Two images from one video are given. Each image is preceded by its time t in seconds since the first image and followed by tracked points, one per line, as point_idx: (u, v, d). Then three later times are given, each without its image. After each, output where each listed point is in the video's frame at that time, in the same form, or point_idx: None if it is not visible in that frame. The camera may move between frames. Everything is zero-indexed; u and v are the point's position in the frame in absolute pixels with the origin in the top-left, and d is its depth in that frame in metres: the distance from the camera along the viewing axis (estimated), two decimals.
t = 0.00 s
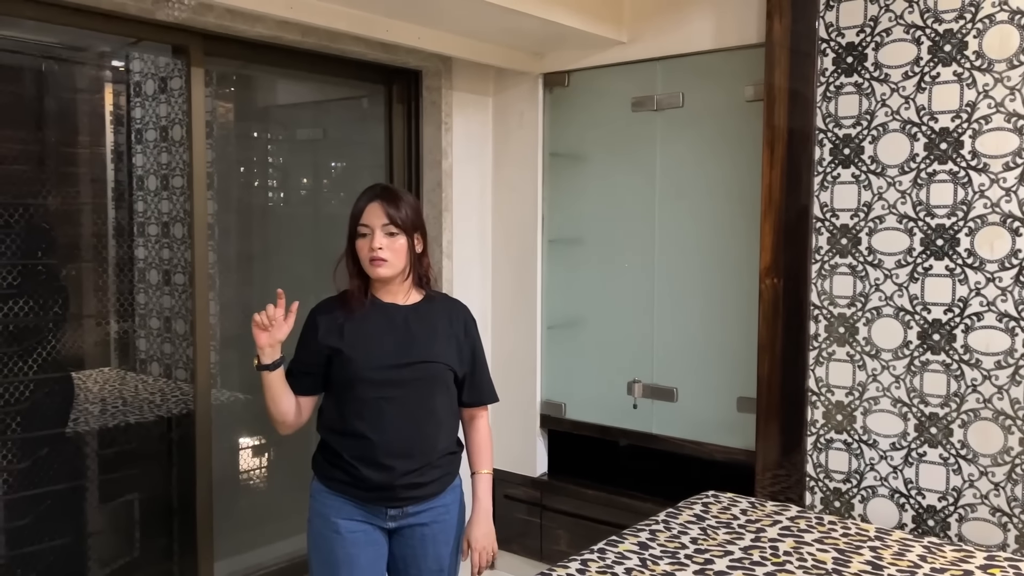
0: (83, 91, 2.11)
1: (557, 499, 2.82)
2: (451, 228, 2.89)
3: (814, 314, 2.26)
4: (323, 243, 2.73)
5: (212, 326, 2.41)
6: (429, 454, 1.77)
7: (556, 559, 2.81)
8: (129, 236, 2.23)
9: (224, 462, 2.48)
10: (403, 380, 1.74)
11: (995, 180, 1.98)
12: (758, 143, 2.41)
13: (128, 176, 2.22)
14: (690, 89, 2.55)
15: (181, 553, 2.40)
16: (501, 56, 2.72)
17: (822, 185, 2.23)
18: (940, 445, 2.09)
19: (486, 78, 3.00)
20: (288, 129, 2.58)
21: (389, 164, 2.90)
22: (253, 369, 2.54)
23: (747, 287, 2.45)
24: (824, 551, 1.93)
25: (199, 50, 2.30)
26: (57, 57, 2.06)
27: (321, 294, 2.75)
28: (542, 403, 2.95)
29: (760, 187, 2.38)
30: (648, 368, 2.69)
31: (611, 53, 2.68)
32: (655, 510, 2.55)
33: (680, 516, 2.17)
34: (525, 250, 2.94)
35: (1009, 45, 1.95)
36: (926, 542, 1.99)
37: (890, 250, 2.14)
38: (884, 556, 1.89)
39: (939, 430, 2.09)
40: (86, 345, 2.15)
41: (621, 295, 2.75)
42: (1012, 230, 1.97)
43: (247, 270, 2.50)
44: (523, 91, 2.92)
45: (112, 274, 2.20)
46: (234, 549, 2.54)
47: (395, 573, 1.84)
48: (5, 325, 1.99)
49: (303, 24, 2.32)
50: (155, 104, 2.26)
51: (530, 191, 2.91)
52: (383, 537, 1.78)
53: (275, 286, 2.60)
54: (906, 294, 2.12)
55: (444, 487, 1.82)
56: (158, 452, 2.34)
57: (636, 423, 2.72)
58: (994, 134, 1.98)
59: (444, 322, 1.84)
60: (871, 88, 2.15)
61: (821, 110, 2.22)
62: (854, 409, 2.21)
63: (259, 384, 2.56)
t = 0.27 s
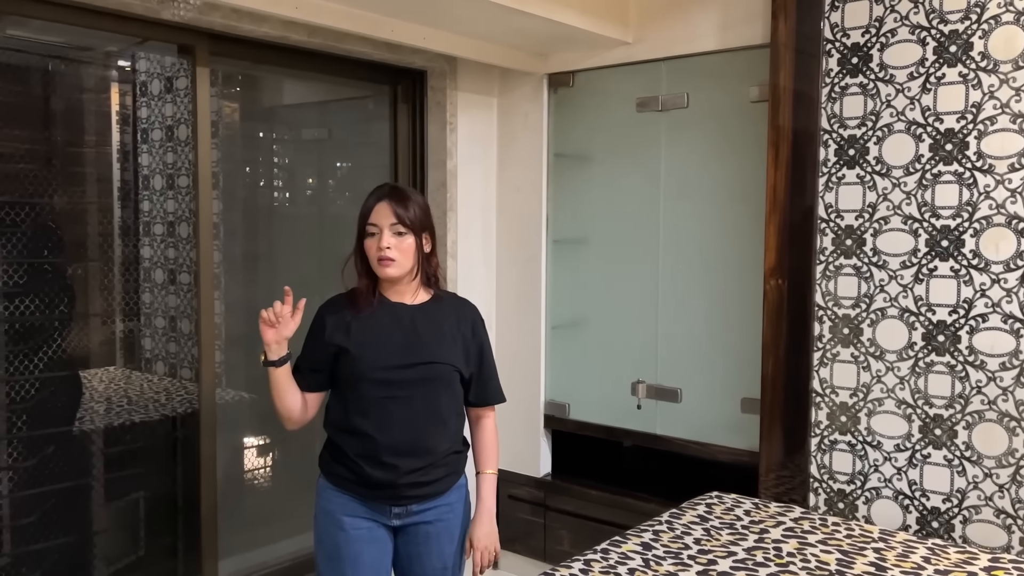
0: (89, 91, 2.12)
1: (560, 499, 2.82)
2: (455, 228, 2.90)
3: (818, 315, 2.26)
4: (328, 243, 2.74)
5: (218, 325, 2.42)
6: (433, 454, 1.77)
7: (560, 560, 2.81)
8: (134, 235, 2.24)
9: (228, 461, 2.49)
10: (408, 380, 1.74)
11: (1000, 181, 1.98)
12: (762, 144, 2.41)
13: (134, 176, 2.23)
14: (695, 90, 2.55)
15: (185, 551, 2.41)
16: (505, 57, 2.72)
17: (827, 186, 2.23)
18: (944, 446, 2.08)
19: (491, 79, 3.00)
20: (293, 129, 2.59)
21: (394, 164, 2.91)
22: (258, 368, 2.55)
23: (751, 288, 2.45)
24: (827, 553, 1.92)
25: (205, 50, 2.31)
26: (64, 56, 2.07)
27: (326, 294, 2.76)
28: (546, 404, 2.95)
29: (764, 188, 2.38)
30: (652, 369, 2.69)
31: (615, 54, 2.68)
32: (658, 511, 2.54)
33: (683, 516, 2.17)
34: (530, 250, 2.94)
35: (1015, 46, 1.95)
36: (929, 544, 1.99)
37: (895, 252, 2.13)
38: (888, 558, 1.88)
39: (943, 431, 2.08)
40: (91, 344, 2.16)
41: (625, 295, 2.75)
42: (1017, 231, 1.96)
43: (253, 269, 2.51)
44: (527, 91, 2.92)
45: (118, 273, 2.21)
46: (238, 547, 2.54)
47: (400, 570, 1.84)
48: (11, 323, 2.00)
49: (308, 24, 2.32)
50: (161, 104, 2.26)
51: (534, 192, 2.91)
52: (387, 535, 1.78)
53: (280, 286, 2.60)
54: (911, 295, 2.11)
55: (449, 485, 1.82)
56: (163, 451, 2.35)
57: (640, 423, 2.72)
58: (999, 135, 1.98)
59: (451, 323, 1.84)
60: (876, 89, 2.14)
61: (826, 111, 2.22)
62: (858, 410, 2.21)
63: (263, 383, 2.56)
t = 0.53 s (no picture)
0: (94, 91, 2.13)
1: (562, 500, 2.82)
2: (459, 228, 2.90)
3: (821, 317, 2.26)
4: (331, 244, 2.74)
5: (221, 325, 2.42)
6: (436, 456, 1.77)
7: (562, 560, 2.81)
8: (138, 235, 2.24)
9: (231, 460, 2.49)
10: (412, 381, 1.75)
11: (1004, 183, 1.98)
12: (765, 145, 2.41)
13: (138, 176, 2.23)
14: (698, 91, 2.55)
15: (188, 551, 2.41)
16: (509, 58, 2.72)
17: (830, 188, 2.23)
18: (947, 448, 2.08)
19: (494, 79, 3.00)
20: (297, 129, 2.59)
21: (397, 165, 2.91)
22: (261, 368, 2.55)
23: (754, 289, 2.45)
24: (829, 554, 1.92)
25: (209, 51, 2.31)
26: (69, 57, 2.07)
27: (329, 295, 2.76)
28: (548, 404, 2.95)
29: (767, 189, 2.38)
30: (654, 370, 2.69)
31: (618, 55, 2.68)
32: (661, 512, 2.54)
33: (685, 518, 2.17)
34: (533, 251, 2.94)
35: (1018, 47, 1.95)
36: (932, 545, 1.99)
37: (898, 253, 2.13)
38: (890, 560, 1.88)
39: (946, 433, 2.08)
40: (95, 343, 2.17)
41: (628, 296, 2.75)
42: (1020, 233, 1.96)
43: (256, 269, 2.51)
44: (531, 92, 2.92)
45: (121, 273, 2.22)
46: (240, 546, 2.55)
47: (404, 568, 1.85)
48: (15, 323, 2.01)
49: (312, 25, 2.33)
50: (165, 104, 2.27)
51: (537, 193, 2.91)
52: (389, 534, 1.79)
53: (283, 286, 2.61)
54: (914, 297, 2.11)
55: (452, 485, 1.82)
56: (166, 450, 2.35)
57: (642, 425, 2.72)
58: (1003, 138, 1.97)
59: (456, 325, 1.84)
60: (879, 91, 2.14)
61: (829, 112, 2.22)
62: (861, 412, 2.21)
63: (266, 384, 2.57)
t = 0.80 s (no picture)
0: (97, 92, 2.13)
1: (564, 501, 2.82)
2: (460, 230, 2.90)
3: (822, 319, 2.26)
4: (333, 245, 2.75)
5: (222, 326, 2.43)
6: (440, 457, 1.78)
7: (563, 562, 2.81)
8: (141, 236, 2.25)
9: (233, 461, 2.50)
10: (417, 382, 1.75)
11: (1005, 186, 1.97)
12: (767, 147, 2.41)
13: (140, 176, 2.24)
14: (700, 93, 2.55)
15: (189, 551, 2.41)
16: (511, 60, 2.73)
17: (831, 190, 2.23)
18: (948, 451, 2.08)
19: (496, 81, 3.01)
20: (299, 130, 2.59)
21: (399, 166, 2.92)
22: (263, 369, 2.56)
23: (755, 291, 2.45)
24: (830, 557, 1.92)
25: (211, 52, 2.32)
26: (71, 57, 2.08)
27: (331, 296, 2.76)
28: (550, 406, 2.95)
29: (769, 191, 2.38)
30: (655, 372, 2.69)
31: (620, 57, 2.69)
32: (662, 514, 2.54)
33: (686, 520, 2.17)
34: (534, 252, 2.94)
35: (1020, 50, 1.95)
36: (933, 548, 1.99)
37: (899, 256, 2.13)
38: (891, 562, 1.88)
39: (947, 436, 2.08)
40: (97, 344, 2.17)
41: (629, 298, 2.75)
42: (1021, 235, 1.96)
43: (258, 270, 2.52)
44: (532, 94, 2.92)
45: (123, 273, 2.22)
46: (242, 547, 2.55)
47: (404, 570, 1.86)
48: (16, 323, 2.01)
49: (314, 26, 2.33)
50: (168, 105, 2.28)
51: (539, 194, 2.91)
52: (393, 536, 1.79)
53: (285, 287, 2.61)
54: (915, 300, 2.11)
55: (454, 486, 1.84)
56: (168, 451, 2.36)
57: (644, 426, 2.72)
58: (1004, 140, 1.97)
59: (458, 326, 1.85)
60: (881, 93, 2.14)
61: (831, 114, 2.22)
62: (862, 414, 2.21)
63: (268, 384, 2.57)
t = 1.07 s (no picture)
0: (98, 93, 2.14)
1: (564, 503, 2.82)
2: (461, 231, 2.91)
3: (822, 321, 2.26)
4: (334, 246, 2.75)
5: (223, 327, 2.43)
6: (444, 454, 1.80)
7: (563, 563, 2.81)
8: (142, 236, 2.25)
9: (234, 462, 2.50)
10: (422, 382, 1.76)
11: (1006, 188, 1.98)
12: (767, 149, 2.41)
13: (142, 177, 2.24)
14: (701, 95, 2.55)
15: (190, 551, 2.42)
16: (512, 61, 2.73)
17: (832, 192, 2.23)
18: (948, 452, 2.08)
19: (497, 82, 3.01)
20: (300, 131, 2.60)
21: (400, 167, 2.92)
22: (264, 369, 2.56)
23: (755, 293, 2.46)
24: (830, 558, 1.92)
25: (212, 53, 2.32)
26: (73, 58, 2.09)
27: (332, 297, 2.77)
28: (550, 407, 2.95)
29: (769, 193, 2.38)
30: (656, 374, 2.70)
31: (621, 58, 2.69)
32: (663, 515, 2.55)
33: (686, 521, 2.17)
34: (535, 254, 2.94)
35: (1021, 52, 1.95)
36: (933, 550, 1.99)
37: (900, 258, 2.13)
38: (890, 564, 1.88)
39: (947, 438, 2.08)
40: (98, 344, 2.18)
41: (630, 299, 2.75)
42: (1022, 238, 1.96)
43: (259, 271, 2.52)
44: (533, 95, 2.92)
45: (124, 273, 2.23)
46: (242, 547, 2.56)
47: (406, 570, 1.86)
48: (18, 323, 2.01)
49: (315, 28, 2.34)
50: (169, 106, 2.28)
51: (540, 195, 2.91)
52: (397, 536, 1.79)
53: (286, 288, 2.62)
54: (915, 302, 2.11)
55: (455, 484, 1.85)
56: (168, 451, 2.36)
57: (644, 428, 2.72)
58: (1005, 142, 1.97)
59: (457, 324, 1.86)
60: (881, 95, 2.14)
61: (832, 116, 2.22)
62: (862, 416, 2.21)
63: (269, 385, 2.58)
